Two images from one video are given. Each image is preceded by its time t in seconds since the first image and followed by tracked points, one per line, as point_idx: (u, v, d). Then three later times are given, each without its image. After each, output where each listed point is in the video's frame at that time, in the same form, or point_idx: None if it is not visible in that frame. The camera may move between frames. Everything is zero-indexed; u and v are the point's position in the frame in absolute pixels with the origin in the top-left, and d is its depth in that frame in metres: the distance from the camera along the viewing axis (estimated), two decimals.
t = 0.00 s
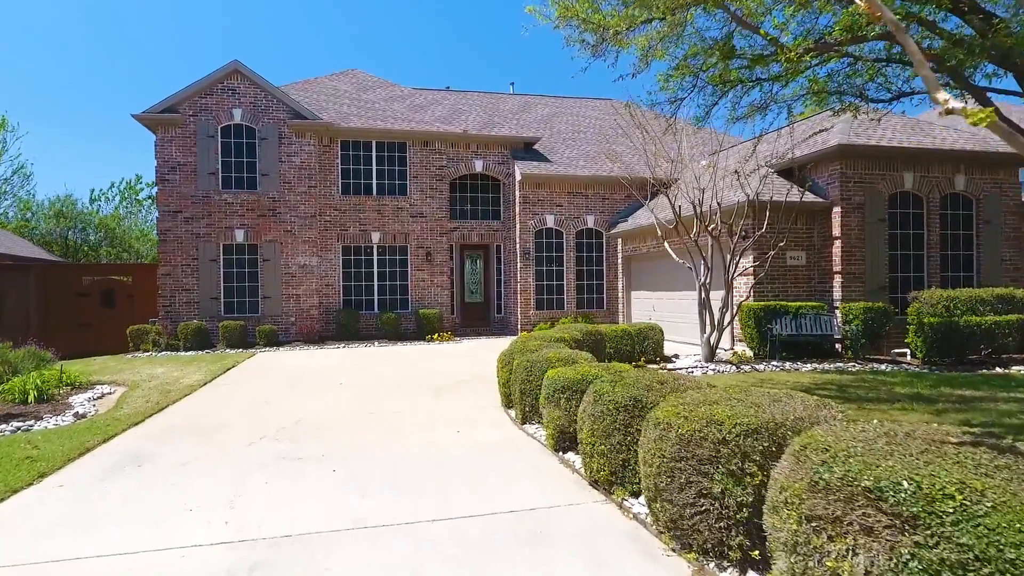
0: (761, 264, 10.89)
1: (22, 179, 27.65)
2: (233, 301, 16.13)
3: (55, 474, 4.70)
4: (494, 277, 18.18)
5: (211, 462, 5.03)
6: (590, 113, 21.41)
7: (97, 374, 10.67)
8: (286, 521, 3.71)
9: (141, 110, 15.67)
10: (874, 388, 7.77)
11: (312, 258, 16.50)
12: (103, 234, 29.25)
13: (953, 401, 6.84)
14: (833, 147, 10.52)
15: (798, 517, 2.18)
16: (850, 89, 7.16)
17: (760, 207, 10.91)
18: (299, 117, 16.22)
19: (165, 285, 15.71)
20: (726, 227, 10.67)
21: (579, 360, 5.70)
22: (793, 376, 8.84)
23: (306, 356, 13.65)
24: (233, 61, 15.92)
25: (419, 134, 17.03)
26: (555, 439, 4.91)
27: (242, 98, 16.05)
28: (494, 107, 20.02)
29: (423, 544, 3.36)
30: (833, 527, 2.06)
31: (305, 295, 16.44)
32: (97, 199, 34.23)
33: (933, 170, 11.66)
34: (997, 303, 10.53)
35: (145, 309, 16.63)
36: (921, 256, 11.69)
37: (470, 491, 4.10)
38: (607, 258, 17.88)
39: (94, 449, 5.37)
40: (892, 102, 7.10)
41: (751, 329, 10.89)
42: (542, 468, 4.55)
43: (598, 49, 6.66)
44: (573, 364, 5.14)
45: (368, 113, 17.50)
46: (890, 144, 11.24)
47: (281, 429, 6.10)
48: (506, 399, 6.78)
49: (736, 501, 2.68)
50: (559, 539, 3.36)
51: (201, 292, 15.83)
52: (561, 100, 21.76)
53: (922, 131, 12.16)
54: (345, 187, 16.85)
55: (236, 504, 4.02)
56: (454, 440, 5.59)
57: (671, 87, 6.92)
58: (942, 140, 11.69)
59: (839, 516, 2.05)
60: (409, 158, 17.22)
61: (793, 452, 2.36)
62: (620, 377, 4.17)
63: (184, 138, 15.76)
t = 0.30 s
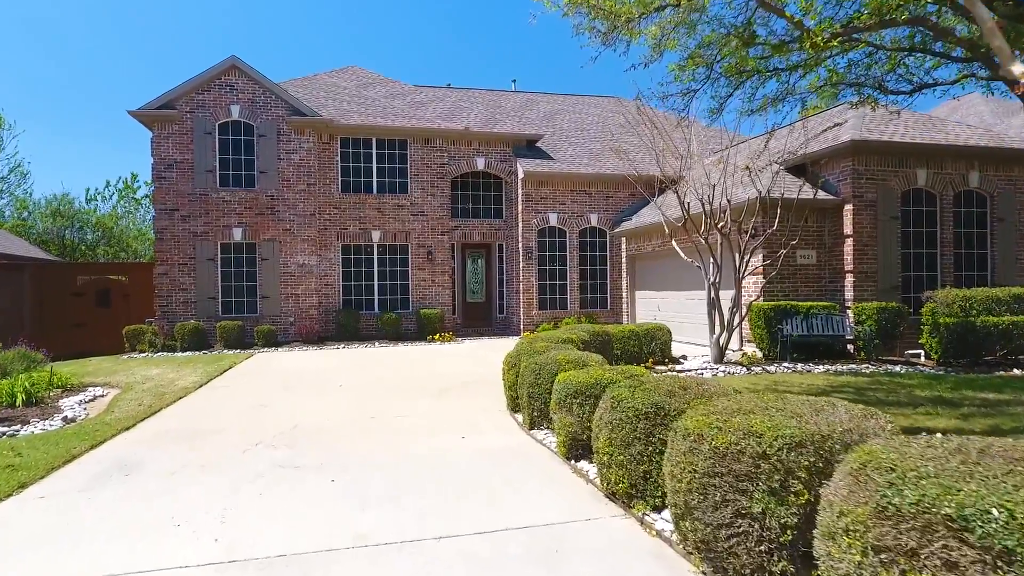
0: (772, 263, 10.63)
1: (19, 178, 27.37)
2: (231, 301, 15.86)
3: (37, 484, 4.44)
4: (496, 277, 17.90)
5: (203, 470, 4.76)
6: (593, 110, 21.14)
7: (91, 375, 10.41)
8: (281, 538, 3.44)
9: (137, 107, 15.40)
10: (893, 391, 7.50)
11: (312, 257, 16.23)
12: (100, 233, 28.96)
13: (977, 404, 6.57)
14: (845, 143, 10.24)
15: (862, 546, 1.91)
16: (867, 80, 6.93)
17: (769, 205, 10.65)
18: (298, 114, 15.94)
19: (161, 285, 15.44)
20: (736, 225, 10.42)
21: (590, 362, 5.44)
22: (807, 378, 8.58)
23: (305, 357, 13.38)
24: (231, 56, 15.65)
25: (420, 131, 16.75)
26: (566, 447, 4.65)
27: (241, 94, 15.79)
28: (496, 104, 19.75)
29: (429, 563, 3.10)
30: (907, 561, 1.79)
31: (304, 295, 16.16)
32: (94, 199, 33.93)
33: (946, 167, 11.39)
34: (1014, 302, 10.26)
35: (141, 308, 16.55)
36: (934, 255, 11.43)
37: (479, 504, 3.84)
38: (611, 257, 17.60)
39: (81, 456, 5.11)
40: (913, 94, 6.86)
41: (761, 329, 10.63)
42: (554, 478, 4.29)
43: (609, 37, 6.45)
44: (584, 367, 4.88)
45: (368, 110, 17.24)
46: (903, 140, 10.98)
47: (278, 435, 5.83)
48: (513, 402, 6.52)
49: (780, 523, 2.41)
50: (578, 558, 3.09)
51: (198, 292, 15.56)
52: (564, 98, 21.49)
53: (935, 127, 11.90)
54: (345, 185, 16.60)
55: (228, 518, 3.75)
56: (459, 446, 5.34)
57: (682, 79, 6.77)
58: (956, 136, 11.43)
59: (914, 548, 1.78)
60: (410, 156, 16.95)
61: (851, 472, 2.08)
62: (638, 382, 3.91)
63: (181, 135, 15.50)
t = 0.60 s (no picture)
0: (783, 262, 10.34)
1: (15, 177, 27.09)
2: (228, 301, 15.58)
3: (16, 497, 4.17)
4: (498, 277, 17.63)
5: (193, 480, 4.49)
6: (596, 108, 20.85)
7: (83, 378, 10.13)
8: (275, 559, 3.18)
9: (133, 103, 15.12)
10: (913, 394, 7.24)
11: (311, 256, 15.95)
12: (97, 232, 28.68)
13: (1004, 409, 6.30)
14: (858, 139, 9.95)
15: None
16: (887, 72, 6.67)
17: (780, 202, 10.38)
18: (297, 111, 15.67)
19: (157, 284, 15.17)
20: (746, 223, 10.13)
21: (602, 367, 5.17)
22: (822, 381, 8.30)
23: (303, 358, 13.09)
24: (229, 52, 15.37)
25: (420, 128, 16.48)
26: (579, 456, 4.38)
27: (239, 91, 15.51)
28: (498, 101, 19.47)
29: None
30: None
31: (303, 295, 15.88)
32: (91, 198, 33.61)
33: (960, 164, 11.13)
34: None
35: (139, 308, 15.95)
36: (948, 254, 11.15)
37: (488, 521, 3.57)
38: (615, 256, 17.31)
39: (65, 465, 4.84)
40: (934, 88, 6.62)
41: (770, 330, 10.35)
42: (567, 491, 4.02)
43: (620, 25, 6.21)
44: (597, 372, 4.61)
45: (368, 107, 16.96)
46: (916, 136, 10.71)
47: (275, 441, 5.57)
48: (519, 408, 6.26)
49: (833, 552, 2.15)
50: None
51: (194, 292, 15.28)
52: (566, 95, 21.20)
53: (948, 123, 11.62)
54: (345, 183, 16.34)
55: (218, 536, 3.48)
56: (464, 454, 5.07)
57: (695, 70, 6.51)
58: (971, 132, 11.15)
59: None
60: (410, 153, 16.67)
61: (925, 500, 1.82)
62: (659, 389, 3.64)
63: (178, 132, 15.23)
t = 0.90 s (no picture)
0: (794, 262, 10.09)
1: (12, 176, 26.83)
2: (225, 301, 15.31)
3: None
4: (500, 276, 17.38)
5: (181, 491, 4.23)
6: (599, 105, 20.57)
7: (74, 380, 9.85)
8: None
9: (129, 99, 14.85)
10: (935, 398, 6.97)
11: (309, 255, 15.68)
12: (95, 231, 28.43)
13: None
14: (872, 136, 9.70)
15: None
16: (909, 64, 6.43)
17: (790, 200, 10.12)
18: (295, 107, 15.41)
19: (153, 284, 14.89)
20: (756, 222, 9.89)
21: (615, 371, 4.91)
22: (837, 384, 8.04)
23: (302, 360, 12.83)
24: (227, 47, 15.09)
25: (421, 125, 16.21)
26: (592, 468, 4.12)
27: (236, 87, 15.24)
28: (499, 99, 19.19)
29: None
30: None
31: (301, 295, 15.62)
32: (87, 197, 33.25)
33: (975, 162, 10.87)
34: None
35: (136, 308, 15.77)
36: (962, 254, 10.89)
37: (498, 541, 3.32)
38: (619, 255, 17.05)
39: (47, 475, 4.57)
40: (960, 79, 6.37)
41: (781, 332, 10.10)
42: (580, 506, 3.77)
43: (632, 13, 5.99)
44: (611, 377, 4.36)
45: (368, 104, 16.68)
46: (930, 132, 10.45)
47: (270, 449, 5.30)
48: (526, 413, 6.00)
49: None
50: None
51: (191, 292, 15.01)
52: (569, 93, 20.92)
53: (962, 119, 11.35)
54: (345, 181, 16.09)
55: (205, 557, 3.22)
56: (470, 463, 4.81)
57: (709, 61, 6.25)
58: (986, 129, 10.89)
59: None
60: (411, 151, 16.40)
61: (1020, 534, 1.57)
62: (682, 396, 3.38)
63: (174, 129, 14.96)
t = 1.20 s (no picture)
0: (806, 262, 9.82)
1: (9, 174, 26.55)
2: (224, 301, 15.05)
3: None
4: (502, 276, 17.12)
5: (169, 503, 3.96)
6: (602, 103, 20.31)
7: (67, 382, 9.58)
8: None
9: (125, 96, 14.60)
10: (959, 403, 6.72)
11: (309, 255, 15.43)
12: (92, 230, 28.18)
13: None
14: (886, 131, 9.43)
15: None
16: (930, 55, 6.25)
17: (802, 198, 9.87)
18: (295, 104, 15.16)
19: (150, 284, 14.63)
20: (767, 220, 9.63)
21: (629, 376, 4.68)
22: (854, 388, 7.78)
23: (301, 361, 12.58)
24: (225, 42, 14.84)
25: (423, 123, 15.95)
26: (608, 479, 3.85)
27: (235, 83, 14.99)
28: (501, 96, 18.93)
29: None
30: None
31: (301, 295, 15.36)
32: (85, 196, 32.91)
33: (990, 159, 10.62)
34: None
35: (133, 308, 15.44)
36: (977, 253, 10.63)
37: (512, 560, 3.06)
38: (623, 255, 16.79)
39: (28, 486, 4.31)
40: (986, 71, 6.15)
41: (792, 333, 9.84)
42: (597, 521, 3.52)
43: (644, 4, 5.83)
44: (627, 383, 4.12)
45: (369, 101, 16.43)
46: (945, 129, 10.20)
47: (265, 456, 5.04)
48: (534, 417, 5.75)
49: None
50: None
51: (189, 292, 14.75)
52: (572, 91, 20.66)
53: (976, 115, 11.10)
54: (345, 179, 15.84)
55: None
56: (477, 472, 4.56)
57: (726, 51, 6.03)
58: (1001, 125, 10.63)
59: None
60: (412, 149, 16.15)
61: None
62: (708, 405, 3.13)
63: (171, 126, 14.70)
